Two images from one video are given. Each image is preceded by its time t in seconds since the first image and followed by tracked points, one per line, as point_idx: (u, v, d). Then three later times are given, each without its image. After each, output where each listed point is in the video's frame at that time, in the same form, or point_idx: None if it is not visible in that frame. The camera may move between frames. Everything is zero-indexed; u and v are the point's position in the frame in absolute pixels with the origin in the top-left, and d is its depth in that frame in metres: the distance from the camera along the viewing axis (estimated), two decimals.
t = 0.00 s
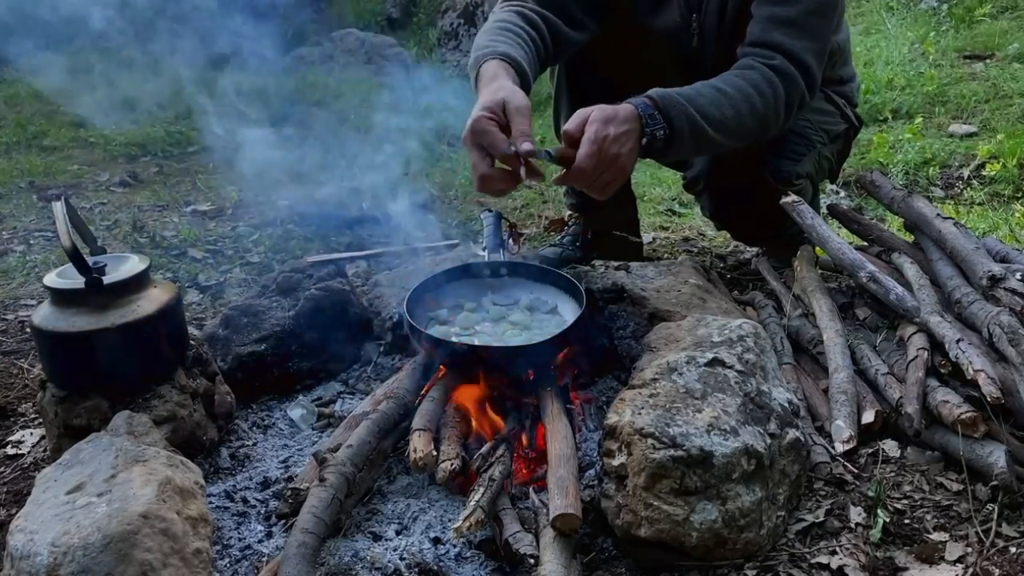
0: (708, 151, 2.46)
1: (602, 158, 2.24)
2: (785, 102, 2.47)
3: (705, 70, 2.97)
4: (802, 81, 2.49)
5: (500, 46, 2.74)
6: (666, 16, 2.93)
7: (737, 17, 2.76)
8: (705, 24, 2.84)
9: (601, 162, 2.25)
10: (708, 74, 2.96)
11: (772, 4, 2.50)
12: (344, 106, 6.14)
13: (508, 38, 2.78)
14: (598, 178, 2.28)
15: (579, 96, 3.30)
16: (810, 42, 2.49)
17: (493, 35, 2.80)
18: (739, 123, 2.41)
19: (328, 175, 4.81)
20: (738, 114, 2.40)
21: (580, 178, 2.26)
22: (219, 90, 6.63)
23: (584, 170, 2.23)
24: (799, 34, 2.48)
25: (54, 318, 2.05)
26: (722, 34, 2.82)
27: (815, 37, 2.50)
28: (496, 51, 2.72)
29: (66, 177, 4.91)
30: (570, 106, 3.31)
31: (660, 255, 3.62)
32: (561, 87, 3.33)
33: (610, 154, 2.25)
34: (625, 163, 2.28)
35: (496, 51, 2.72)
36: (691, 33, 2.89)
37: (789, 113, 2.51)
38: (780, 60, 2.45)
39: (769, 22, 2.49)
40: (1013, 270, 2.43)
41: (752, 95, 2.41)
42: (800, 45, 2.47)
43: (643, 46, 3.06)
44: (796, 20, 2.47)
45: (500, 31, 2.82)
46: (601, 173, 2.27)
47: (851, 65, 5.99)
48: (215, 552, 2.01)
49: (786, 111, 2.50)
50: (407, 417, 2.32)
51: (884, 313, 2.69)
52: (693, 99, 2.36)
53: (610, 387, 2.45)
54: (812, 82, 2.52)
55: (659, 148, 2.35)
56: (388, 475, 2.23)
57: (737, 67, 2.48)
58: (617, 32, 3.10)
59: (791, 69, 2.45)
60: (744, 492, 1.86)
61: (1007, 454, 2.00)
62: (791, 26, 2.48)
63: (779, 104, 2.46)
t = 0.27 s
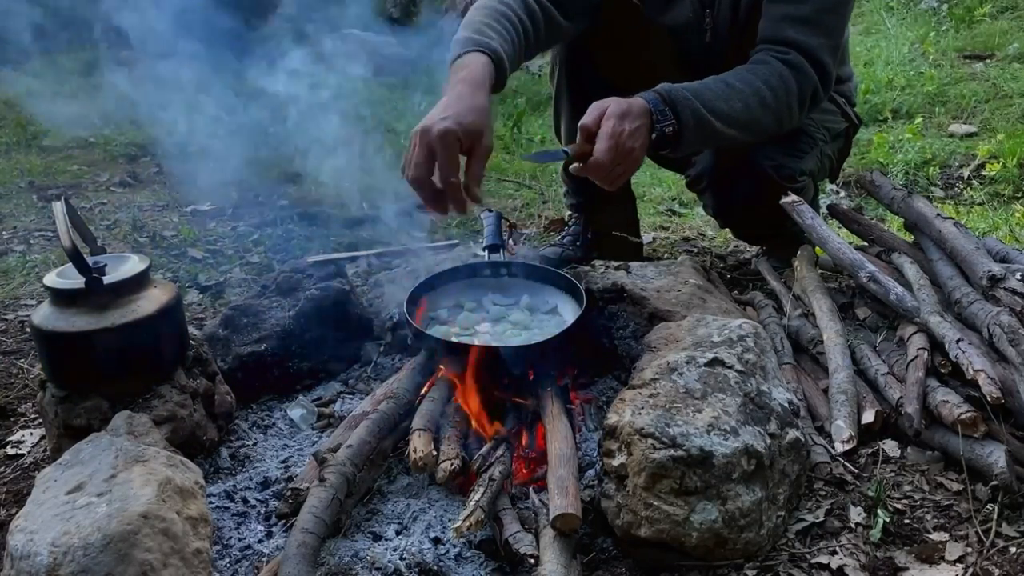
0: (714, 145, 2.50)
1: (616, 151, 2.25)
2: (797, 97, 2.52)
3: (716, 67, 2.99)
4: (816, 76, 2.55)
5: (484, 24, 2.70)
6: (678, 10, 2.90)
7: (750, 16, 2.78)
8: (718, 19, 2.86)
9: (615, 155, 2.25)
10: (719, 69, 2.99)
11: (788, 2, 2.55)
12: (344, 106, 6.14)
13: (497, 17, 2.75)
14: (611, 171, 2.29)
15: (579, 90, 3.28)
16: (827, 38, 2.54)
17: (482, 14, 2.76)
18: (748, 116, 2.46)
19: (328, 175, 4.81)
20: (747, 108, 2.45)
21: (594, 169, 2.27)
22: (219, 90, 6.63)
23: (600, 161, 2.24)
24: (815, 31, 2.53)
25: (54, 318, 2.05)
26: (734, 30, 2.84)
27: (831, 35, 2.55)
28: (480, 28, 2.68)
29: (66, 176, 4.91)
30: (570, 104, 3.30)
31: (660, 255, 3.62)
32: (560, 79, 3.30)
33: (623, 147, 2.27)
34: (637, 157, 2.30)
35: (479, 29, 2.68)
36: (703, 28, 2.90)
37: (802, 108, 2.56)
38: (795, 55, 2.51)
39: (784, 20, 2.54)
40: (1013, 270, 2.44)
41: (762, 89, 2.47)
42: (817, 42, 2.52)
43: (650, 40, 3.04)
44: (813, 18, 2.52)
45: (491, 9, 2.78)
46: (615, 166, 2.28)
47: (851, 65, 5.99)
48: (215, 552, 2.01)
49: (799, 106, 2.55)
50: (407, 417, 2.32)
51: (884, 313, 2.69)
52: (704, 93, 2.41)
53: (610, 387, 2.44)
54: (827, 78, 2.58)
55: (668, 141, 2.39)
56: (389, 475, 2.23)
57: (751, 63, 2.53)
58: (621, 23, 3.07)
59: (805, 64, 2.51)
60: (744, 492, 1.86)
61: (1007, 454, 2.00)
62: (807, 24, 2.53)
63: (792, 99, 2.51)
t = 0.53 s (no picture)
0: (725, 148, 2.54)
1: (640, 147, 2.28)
2: (808, 101, 2.54)
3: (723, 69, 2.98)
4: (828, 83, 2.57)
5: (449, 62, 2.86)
6: (685, 9, 2.89)
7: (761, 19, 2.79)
8: (729, 18, 2.86)
9: (640, 150, 2.28)
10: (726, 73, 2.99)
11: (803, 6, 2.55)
12: (344, 105, 6.14)
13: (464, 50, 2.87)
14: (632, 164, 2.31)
15: (580, 91, 3.27)
16: (841, 44, 2.55)
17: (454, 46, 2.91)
18: (761, 123, 2.50)
19: (328, 175, 4.81)
20: (760, 115, 2.49)
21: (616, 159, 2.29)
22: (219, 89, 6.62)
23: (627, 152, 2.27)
24: (831, 36, 2.54)
25: (54, 318, 2.05)
26: (744, 30, 2.84)
27: (845, 40, 2.56)
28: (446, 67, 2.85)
29: (66, 176, 4.91)
30: (571, 105, 3.29)
31: (660, 255, 3.62)
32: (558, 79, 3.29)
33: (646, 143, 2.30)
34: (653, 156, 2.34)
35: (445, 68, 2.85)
36: (712, 27, 2.90)
37: (811, 111, 2.58)
38: (808, 61, 2.52)
39: (800, 24, 2.54)
40: (1013, 270, 2.44)
41: (776, 95, 2.49)
42: (831, 47, 2.53)
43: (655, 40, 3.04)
44: (830, 22, 2.53)
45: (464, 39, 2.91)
46: (637, 160, 2.30)
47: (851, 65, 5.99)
48: (215, 552, 2.01)
49: (809, 111, 2.57)
50: (407, 417, 2.31)
51: (884, 313, 2.69)
52: (719, 98, 2.45)
53: (610, 387, 2.44)
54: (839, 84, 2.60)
55: (682, 145, 2.43)
56: (388, 475, 2.23)
57: (763, 67, 2.55)
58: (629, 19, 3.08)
59: (818, 71, 2.53)
60: (744, 492, 1.86)
61: (1007, 454, 2.00)
62: (823, 29, 2.53)
63: (803, 105, 2.53)
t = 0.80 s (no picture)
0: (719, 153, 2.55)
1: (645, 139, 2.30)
2: (804, 105, 2.54)
3: (722, 70, 2.97)
4: (823, 88, 2.57)
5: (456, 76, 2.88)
6: (683, 10, 2.85)
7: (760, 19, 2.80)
8: (725, 20, 2.85)
9: (643, 143, 2.29)
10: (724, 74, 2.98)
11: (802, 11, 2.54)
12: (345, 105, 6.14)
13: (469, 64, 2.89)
14: (633, 157, 2.31)
15: (578, 91, 3.27)
16: (838, 49, 2.55)
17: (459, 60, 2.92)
18: (756, 129, 2.51)
19: (328, 175, 4.81)
20: (755, 120, 2.50)
21: (620, 150, 2.28)
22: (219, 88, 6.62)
23: (632, 143, 2.27)
24: (828, 41, 2.54)
25: (54, 318, 2.05)
26: (744, 28, 2.85)
27: (843, 45, 2.56)
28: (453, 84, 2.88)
29: (66, 176, 4.91)
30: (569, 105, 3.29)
31: (660, 255, 3.62)
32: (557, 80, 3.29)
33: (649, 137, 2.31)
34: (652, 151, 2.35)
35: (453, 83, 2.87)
36: (709, 29, 2.88)
37: (806, 115, 2.58)
38: (805, 65, 2.52)
39: (798, 28, 2.54)
40: (1013, 270, 2.44)
41: (771, 101, 2.50)
42: (826, 53, 2.54)
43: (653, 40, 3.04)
44: (827, 27, 2.53)
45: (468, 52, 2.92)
46: (637, 155, 2.30)
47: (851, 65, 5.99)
48: (215, 552, 2.01)
49: (804, 115, 2.58)
50: (407, 416, 2.32)
51: (884, 313, 2.69)
52: (714, 102, 2.45)
53: (610, 387, 2.44)
54: (833, 90, 2.61)
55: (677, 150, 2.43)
56: (389, 475, 2.23)
57: (758, 71, 2.55)
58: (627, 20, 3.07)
59: (814, 76, 2.53)
60: (744, 492, 1.86)
61: (1007, 454, 2.00)
62: (820, 34, 2.54)
63: (798, 111, 2.54)
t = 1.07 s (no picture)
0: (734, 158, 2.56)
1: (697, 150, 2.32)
2: (811, 107, 2.56)
3: (721, 71, 2.97)
4: (829, 91, 2.58)
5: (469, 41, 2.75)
6: (682, 7, 2.88)
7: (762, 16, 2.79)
8: (725, 19, 2.85)
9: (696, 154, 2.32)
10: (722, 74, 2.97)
11: (805, 11, 2.54)
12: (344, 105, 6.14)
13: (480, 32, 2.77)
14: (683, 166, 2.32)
15: (577, 90, 3.26)
16: (841, 50, 2.56)
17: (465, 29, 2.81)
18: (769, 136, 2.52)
19: (328, 175, 4.81)
20: (770, 128, 2.51)
21: (673, 160, 2.30)
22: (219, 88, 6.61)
23: (688, 153, 2.29)
24: (831, 42, 2.54)
25: (54, 318, 2.05)
26: (744, 28, 2.85)
27: (846, 47, 2.57)
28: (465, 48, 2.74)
29: (66, 176, 4.91)
30: (568, 103, 3.28)
31: (660, 255, 3.63)
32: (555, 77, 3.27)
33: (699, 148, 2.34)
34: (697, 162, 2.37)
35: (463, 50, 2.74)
36: (709, 27, 2.89)
37: (812, 117, 2.60)
38: (813, 69, 2.53)
39: (802, 29, 2.54)
40: (1013, 270, 2.44)
41: (785, 108, 2.51)
42: (831, 54, 2.54)
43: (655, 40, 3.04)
44: (830, 29, 2.53)
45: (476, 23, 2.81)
46: (687, 165, 2.33)
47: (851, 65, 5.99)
48: (215, 552, 2.01)
49: (811, 117, 2.60)
50: (407, 416, 2.32)
51: (884, 313, 2.69)
52: (733, 113, 2.44)
53: (610, 387, 2.44)
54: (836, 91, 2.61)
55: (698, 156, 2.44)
56: (388, 475, 2.23)
57: (767, 74, 2.54)
58: (627, 19, 3.08)
59: (822, 79, 2.54)
60: (744, 491, 1.86)
61: (1007, 454, 2.01)
62: (823, 35, 2.54)
63: (808, 116, 2.57)
